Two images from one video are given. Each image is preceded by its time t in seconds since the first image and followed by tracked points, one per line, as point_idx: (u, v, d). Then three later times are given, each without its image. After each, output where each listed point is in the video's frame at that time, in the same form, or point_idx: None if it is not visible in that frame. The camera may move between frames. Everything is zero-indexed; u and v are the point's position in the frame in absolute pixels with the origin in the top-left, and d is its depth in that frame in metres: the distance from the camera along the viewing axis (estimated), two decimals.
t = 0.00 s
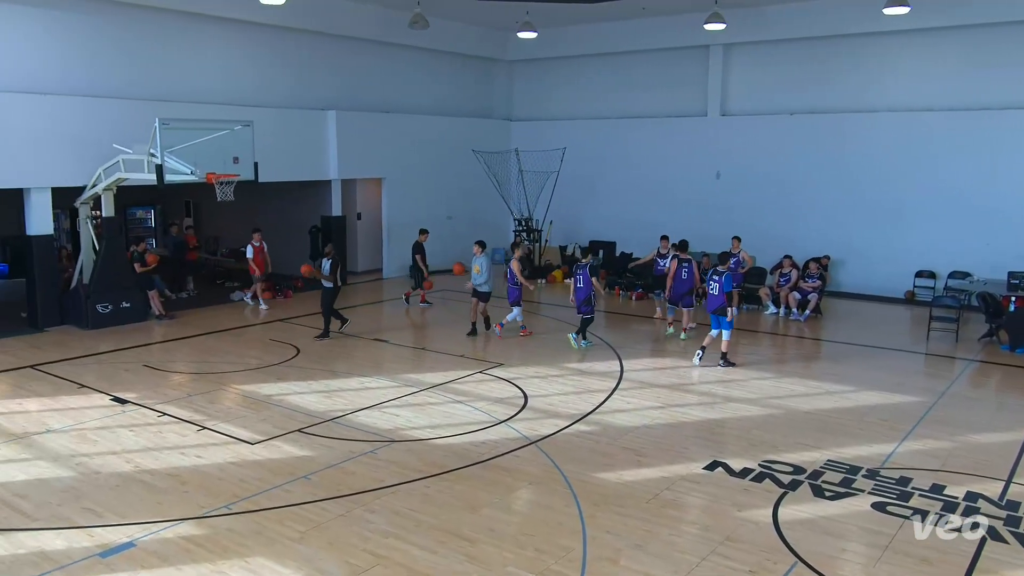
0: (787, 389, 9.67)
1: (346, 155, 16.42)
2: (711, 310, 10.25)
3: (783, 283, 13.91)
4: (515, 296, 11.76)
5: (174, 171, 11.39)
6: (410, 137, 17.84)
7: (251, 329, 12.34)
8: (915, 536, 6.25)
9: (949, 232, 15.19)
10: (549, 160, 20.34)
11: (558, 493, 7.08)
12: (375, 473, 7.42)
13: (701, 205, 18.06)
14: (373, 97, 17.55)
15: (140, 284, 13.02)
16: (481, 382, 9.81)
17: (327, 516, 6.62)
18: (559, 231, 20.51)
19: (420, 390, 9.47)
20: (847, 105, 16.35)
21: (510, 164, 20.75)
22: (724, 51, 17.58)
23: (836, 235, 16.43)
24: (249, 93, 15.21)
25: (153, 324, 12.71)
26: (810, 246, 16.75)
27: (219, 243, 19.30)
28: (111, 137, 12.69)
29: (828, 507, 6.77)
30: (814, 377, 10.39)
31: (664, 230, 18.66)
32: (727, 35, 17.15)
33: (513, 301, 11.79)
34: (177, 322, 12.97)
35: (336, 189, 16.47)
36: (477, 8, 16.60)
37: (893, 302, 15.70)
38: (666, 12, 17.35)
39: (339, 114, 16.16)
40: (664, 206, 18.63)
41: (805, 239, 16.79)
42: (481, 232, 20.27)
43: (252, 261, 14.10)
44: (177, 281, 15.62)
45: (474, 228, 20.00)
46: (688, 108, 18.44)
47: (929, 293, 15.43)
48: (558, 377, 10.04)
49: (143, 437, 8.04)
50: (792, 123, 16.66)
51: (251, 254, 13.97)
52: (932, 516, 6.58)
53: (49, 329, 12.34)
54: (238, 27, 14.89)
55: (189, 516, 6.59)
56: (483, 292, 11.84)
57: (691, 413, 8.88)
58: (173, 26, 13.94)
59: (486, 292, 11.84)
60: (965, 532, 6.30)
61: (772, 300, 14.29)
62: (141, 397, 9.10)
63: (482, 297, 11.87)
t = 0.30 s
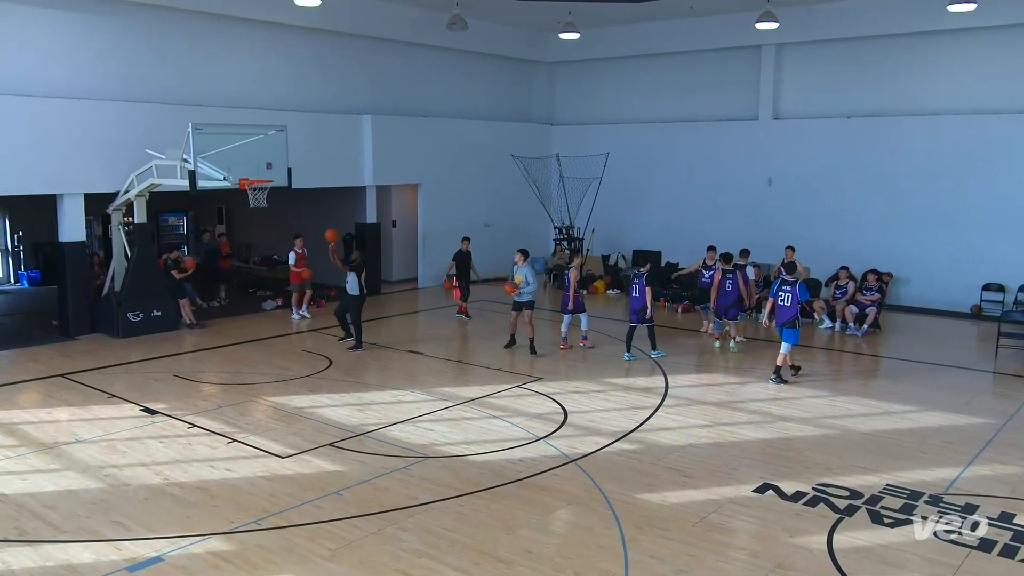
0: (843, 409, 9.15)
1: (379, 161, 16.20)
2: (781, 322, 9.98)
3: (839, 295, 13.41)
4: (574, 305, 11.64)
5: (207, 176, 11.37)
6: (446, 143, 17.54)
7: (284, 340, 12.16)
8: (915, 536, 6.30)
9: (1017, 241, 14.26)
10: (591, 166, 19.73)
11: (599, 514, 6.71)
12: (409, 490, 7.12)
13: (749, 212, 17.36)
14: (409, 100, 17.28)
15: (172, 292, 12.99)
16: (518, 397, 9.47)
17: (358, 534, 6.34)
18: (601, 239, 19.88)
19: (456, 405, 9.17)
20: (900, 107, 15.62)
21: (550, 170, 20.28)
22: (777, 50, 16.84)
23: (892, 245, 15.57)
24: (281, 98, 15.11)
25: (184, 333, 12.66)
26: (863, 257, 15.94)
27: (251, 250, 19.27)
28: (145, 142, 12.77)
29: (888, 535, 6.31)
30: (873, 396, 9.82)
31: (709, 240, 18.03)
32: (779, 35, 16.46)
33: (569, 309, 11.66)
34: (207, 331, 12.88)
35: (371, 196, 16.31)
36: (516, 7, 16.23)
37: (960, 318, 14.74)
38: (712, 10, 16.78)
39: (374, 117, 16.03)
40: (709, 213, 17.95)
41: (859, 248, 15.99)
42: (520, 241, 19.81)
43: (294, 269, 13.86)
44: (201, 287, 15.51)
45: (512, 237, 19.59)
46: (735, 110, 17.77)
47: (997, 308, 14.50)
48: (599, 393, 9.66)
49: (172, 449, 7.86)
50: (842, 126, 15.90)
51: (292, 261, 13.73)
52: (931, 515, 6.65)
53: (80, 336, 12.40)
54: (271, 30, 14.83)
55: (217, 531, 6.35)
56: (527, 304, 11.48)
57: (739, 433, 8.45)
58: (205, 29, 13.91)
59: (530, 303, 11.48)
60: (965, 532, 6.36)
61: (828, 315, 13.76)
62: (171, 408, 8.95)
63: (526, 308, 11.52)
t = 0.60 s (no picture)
0: (907, 432, 8.61)
1: (415, 167, 15.95)
2: (851, 335, 9.82)
3: (902, 310, 12.87)
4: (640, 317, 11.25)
5: (240, 184, 11.22)
6: (486, 150, 17.24)
7: (319, 353, 11.95)
8: (915, 536, 6.36)
9: None
10: (638, 172, 19.09)
11: (645, 540, 6.31)
12: (445, 511, 6.78)
13: (803, 220, 16.65)
14: (447, 104, 17.01)
15: (204, 302, 12.83)
16: (560, 415, 9.11)
17: (392, 556, 6.02)
18: (649, 249, 19.22)
19: (495, 422, 8.84)
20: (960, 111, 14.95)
21: (595, 176, 19.68)
22: (837, 50, 16.13)
23: (956, 256, 14.76)
24: (317, 103, 14.96)
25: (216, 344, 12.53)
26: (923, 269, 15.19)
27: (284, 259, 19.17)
28: (179, 148, 12.73)
29: (960, 568, 5.81)
30: (939, 418, 9.24)
31: (758, 251, 17.40)
32: (837, 34, 15.78)
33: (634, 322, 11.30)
34: (239, 343, 12.72)
35: (408, 203, 16.14)
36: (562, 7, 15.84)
37: None
38: (763, 9, 16.22)
39: (413, 122, 15.85)
40: (762, 222, 17.27)
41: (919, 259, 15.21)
42: (563, 252, 19.29)
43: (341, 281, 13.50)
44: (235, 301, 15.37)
45: (556, 247, 19.10)
46: (790, 113, 17.09)
47: None
48: (645, 412, 9.24)
49: (202, 463, 7.64)
50: (902, 129, 15.17)
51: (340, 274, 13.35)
52: (931, 516, 6.70)
53: (111, 347, 12.34)
54: (307, 33, 14.71)
55: (247, 550, 6.07)
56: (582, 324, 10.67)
57: (794, 456, 7.98)
58: (240, 32, 13.85)
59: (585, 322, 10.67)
60: (965, 532, 6.42)
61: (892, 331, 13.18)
62: (202, 421, 8.76)
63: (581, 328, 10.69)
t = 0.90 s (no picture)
0: (974, 453, 8.16)
1: (455, 173, 15.79)
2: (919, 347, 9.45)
3: (969, 324, 12.20)
4: (705, 328, 11.10)
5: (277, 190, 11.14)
6: (528, 155, 17.03)
7: (356, 364, 11.78)
8: (916, 536, 6.40)
9: None
10: (687, 177, 18.66)
11: (694, 563, 5.98)
12: (484, 529, 6.51)
13: (858, 228, 16.14)
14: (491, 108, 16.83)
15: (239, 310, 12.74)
16: (603, 430, 8.81)
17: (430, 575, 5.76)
18: (697, 259, 18.78)
19: (536, 437, 8.56)
20: (1022, 113, 14.41)
21: (643, 182, 19.27)
22: (898, 50, 15.62)
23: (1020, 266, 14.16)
24: (357, 108, 14.88)
25: (251, 353, 12.45)
26: (982, 280, 14.59)
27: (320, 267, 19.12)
28: (215, 153, 12.70)
29: None
30: (1006, 439, 8.76)
31: (809, 261, 16.90)
32: (897, 33, 15.31)
33: (700, 332, 11.14)
34: (275, 352, 12.60)
35: (449, 210, 15.98)
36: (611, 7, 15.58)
37: None
38: (815, 8, 15.80)
39: (454, 127, 15.68)
40: (815, 231, 16.78)
41: (979, 270, 14.62)
42: (608, 261, 18.92)
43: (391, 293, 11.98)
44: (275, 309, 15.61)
45: (600, 255, 18.75)
46: (845, 118, 16.60)
47: None
48: (693, 428, 8.90)
49: (236, 476, 7.47)
50: (967, 132, 14.62)
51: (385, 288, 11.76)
52: (932, 517, 6.73)
53: (145, 355, 12.29)
54: (349, 36, 14.67)
55: (280, 566, 5.86)
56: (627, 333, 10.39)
57: (851, 476, 7.59)
58: (283, 36, 13.86)
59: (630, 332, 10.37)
60: (965, 532, 6.46)
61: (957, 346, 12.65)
62: (236, 432, 8.61)
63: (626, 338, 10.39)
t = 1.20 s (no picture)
0: None
1: (495, 173, 15.80)
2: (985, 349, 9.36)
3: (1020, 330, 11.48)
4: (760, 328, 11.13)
5: (319, 190, 11.28)
6: (567, 155, 16.98)
7: (394, 364, 11.84)
8: (916, 536, 6.41)
9: None
10: (729, 178, 18.47)
11: (734, 568, 5.89)
12: (522, 531, 6.49)
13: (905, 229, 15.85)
14: (530, 108, 16.82)
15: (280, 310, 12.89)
16: (642, 433, 8.74)
17: None
18: (738, 260, 18.58)
19: (575, 439, 8.52)
20: None
21: (683, 183, 19.15)
22: (948, 47, 15.31)
23: None
24: (398, 108, 14.94)
25: (292, 352, 12.57)
26: None
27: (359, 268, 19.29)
28: (258, 154, 12.84)
29: None
30: None
31: (853, 263, 16.63)
32: (947, 30, 15.01)
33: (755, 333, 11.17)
34: (315, 351, 12.71)
35: (488, 211, 15.98)
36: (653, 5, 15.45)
37: None
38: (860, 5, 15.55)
39: (494, 127, 15.68)
40: (861, 232, 16.50)
41: None
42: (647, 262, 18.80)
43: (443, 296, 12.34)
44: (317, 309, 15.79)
45: (640, 257, 18.64)
46: (890, 117, 16.32)
47: None
48: (733, 432, 8.80)
49: (276, 474, 7.53)
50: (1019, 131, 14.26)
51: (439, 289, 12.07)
52: (932, 517, 6.74)
53: (187, 354, 12.47)
54: (391, 36, 14.75)
55: (319, 564, 5.89)
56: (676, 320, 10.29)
57: (895, 483, 7.44)
58: (325, 38, 13.99)
59: (678, 318, 10.28)
60: (965, 532, 6.47)
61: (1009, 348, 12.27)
62: (276, 431, 8.69)
63: (675, 325, 10.28)
